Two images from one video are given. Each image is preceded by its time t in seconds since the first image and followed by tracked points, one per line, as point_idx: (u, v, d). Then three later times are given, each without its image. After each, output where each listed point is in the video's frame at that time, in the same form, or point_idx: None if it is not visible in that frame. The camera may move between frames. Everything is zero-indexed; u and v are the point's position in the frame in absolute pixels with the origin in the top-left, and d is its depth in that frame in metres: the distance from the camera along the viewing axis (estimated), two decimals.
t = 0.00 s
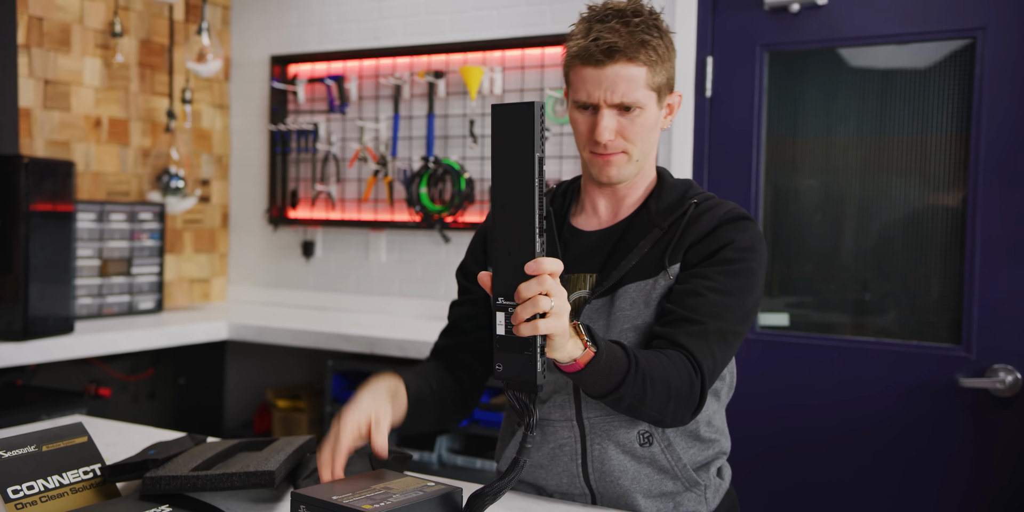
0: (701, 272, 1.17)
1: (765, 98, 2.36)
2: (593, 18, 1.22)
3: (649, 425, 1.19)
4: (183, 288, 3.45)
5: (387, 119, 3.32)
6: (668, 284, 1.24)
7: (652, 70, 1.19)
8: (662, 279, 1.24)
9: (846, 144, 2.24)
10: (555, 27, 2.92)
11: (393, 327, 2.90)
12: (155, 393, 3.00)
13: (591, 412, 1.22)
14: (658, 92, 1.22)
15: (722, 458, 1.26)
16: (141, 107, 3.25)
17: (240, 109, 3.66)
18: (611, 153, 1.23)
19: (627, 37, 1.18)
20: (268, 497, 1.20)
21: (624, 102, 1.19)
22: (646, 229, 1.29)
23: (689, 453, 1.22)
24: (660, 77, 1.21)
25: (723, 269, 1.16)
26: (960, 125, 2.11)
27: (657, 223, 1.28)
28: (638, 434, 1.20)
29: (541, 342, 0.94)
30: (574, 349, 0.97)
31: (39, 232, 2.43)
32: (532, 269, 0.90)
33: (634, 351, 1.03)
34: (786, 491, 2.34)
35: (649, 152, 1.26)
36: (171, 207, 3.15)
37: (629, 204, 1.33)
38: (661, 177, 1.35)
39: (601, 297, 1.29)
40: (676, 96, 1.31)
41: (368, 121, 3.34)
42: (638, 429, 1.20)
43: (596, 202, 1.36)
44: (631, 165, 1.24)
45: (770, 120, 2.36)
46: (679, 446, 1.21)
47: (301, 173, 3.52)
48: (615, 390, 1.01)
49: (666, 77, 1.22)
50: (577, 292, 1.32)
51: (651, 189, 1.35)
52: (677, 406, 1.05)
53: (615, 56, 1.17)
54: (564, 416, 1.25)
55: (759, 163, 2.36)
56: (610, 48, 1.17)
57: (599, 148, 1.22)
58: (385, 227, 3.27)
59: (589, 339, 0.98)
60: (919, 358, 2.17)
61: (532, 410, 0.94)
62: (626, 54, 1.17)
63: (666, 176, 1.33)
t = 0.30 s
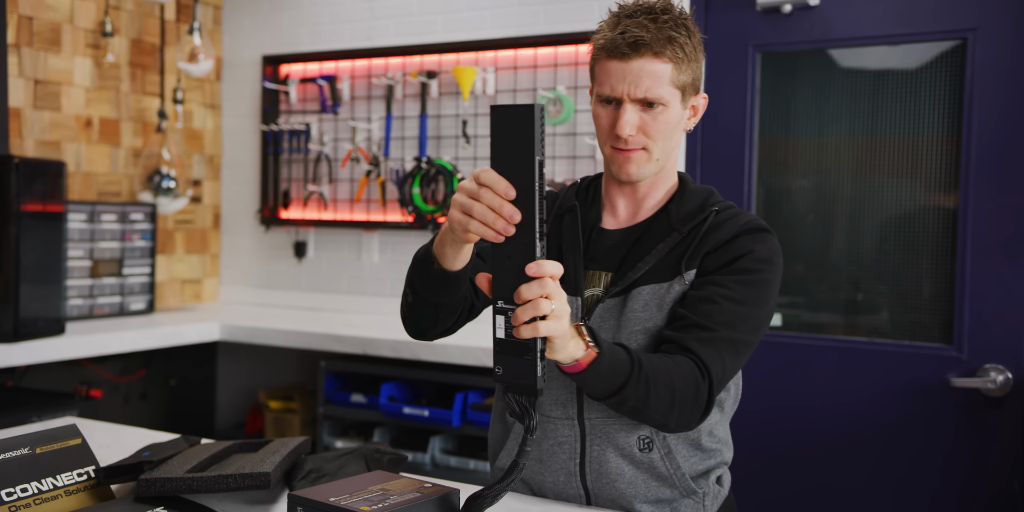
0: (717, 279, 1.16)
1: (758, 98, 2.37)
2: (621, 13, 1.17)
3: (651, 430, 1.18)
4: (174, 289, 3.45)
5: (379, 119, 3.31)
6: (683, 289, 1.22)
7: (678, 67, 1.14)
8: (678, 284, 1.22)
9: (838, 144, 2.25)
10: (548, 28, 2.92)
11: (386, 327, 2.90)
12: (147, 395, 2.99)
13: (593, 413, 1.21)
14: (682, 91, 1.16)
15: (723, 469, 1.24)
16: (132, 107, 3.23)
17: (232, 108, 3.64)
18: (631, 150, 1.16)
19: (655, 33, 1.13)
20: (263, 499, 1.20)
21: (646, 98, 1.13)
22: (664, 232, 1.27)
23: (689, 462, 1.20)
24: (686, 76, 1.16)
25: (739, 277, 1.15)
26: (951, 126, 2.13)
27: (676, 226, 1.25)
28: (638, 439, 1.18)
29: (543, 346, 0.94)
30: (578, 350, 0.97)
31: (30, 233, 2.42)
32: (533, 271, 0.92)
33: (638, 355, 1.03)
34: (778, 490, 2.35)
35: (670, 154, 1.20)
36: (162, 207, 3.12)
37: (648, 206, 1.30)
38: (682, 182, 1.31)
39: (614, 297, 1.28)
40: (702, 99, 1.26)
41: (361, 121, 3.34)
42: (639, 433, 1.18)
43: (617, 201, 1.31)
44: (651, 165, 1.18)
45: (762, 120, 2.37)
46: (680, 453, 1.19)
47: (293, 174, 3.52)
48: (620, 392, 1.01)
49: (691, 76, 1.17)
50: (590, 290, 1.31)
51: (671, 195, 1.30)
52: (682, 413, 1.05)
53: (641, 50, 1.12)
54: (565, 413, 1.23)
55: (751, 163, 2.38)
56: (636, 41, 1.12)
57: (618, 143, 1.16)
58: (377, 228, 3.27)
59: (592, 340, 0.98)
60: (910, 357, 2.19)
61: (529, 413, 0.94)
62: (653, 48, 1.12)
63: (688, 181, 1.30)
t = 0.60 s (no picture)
0: (732, 258, 1.13)
1: (749, 103, 2.38)
2: (635, 14, 1.17)
3: (648, 434, 1.18)
4: (165, 293, 3.45)
5: (371, 123, 3.32)
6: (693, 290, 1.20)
7: (691, 69, 1.14)
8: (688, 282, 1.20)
9: (830, 149, 2.27)
10: (540, 32, 2.93)
11: (379, 332, 2.89)
12: (137, 399, 2.98)
13: (592, 418, 1.21)
14: (694, 93, 1.16)
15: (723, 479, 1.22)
16: (123, 110, 3.22)
17: (224, 112, 3.64)
18: (641, 151, 1.14)
19: (670, 32, 1.13)
20: (256, 504, 1.20)
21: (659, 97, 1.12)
22: (673, 235, 1.26)
23: (686, 469, 1.19)
24: (698, 79, 1.16)
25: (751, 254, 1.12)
26: (942, 130, 2.15)
27: (683, 230, 1.25)
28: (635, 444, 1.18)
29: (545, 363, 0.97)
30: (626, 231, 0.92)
31: (20, 238, 2.41)
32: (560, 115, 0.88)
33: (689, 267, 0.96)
34: (770, 494, 2.36)
35: (680, 157, 1.18)
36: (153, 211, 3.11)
37: (657, 211, 1.26)
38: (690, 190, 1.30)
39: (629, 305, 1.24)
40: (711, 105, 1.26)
41: (353, 125, 3.34)
42: (636, 438, 1.19)
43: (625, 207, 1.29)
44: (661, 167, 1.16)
45: (754, 125, 2.38)
46: (677, 461, 1.18)
47: (285, 178, 3.53)
48: (665, 297, 0.93)
49: (703, 81, 1.17)
50: (600, 295, 1.26)
51: (680, 201, 1.28)
52: (721, 343, 0.97)
53: (656, 48, 1.12)
54: (564, 417, 1.23)
55: (743, 167, 2.38)
56: (650, 40, 1.12)
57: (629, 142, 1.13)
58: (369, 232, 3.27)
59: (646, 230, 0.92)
60: (901, 361, 2.20)
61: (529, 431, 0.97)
62: (666, 48, 1.12)
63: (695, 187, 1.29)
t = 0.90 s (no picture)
0: (729, 263, 1.14)
1: (742, 104, 2.39)
2: (622, 19, 1.18)
3: (641, 437, 1.19)
4: (157, 294, 3.43)
5: (365, 124, 3.31)
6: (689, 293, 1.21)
7: (680, 70, 1.15)
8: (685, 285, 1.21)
9: (822, 151, 2.28)
10: (533, 33, 2.93)
11: (373, 333, 2.89)
12: (130, 400, 2.97)
13: (586, 419, 1.21)
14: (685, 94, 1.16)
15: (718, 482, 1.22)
16: (115, 110, 3.21)
17: (217, 113, 3.63)
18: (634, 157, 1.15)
19: (657, 36, 1.14)
20: (249, 505, 1.20)
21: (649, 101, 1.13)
22: (669, 237, 1.27)
23: (680, 471, 1.19)
24: (688, 80, 1.16)
25: (747, 259, 1.13)
26: (933, 132, 2.16)
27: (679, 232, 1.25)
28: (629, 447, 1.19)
29: (533, 359, 0.97)
30: (622, 248, 0.94)
31: (12, 238, 2.40)
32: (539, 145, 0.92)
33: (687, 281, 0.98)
34: (763, 494, 2.37)
35: (676, 158, 1.19)
36: (146, 211, 3.10)
37: (653, 214, 1.28)
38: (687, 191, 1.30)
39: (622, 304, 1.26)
40: (704, 103, 1.26)
41: (346, 126, 3.33)
42: (630, 440, 1.19)
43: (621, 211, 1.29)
44: (657, 169, 1.16)
45: (747, 126, 2.39)
46: (671, 463, 1.19)
47: (278, 179, 3.52)
48: (659, 310, 0.94)
49: (693, 81, 1.18)
50: (596, 297, 1.27)
51: (676, 203, 1.29)
52: (721, 352, 0.98)
53: (644, 52, 1.13)
54: (559, 418, 1.23)
55: (736, 168, 2.39)
56: (637, 45, 1.13)
57: (623, 147, 1.14)
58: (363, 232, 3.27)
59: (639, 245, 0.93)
60: (893, 362, 2.21)
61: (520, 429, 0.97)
62: (653, 51, 1.13)
63: (691, 187, 1.30)
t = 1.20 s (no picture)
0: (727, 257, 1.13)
1: (738, 103, 2.39)
2: (615, 17, 1.19)
3: (636, 435, 1.19)
4: (153, 292, 3.42)
5: (361, 123, 3.31)
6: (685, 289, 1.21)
7: (674, 68, 1.14)
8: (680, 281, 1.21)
9: (818, 151, 2.28)
10: (529, 32, 2.93)
11: (369, 331, 2.89)
12: (124, 399, 2.96)
13: (580, 417, 1.22)
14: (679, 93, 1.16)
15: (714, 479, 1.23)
16: (110, 109, 3.20)
17: (212, 111, 3.62)
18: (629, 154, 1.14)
19: (651, 33, 1.14)
20: (244, 505, 1.20)
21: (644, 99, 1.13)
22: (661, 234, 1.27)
23: (677, 468, 1.19)
24: (682, 78, 1.16)
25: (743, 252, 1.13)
26: (927, 131, 2.17)
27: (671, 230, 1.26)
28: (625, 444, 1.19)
29: (527, 358, 0.98)
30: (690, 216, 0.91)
31: (5, 237, 2.39)
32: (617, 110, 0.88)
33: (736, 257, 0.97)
34: (758, 493, 2.38)
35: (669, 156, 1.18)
36: (141, 210, 3.08)
37: (644, 213, 1.28)
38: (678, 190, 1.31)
39: (614, 301, 1.25)
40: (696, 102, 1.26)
41: (342, 124, 3.33)
42: (625, 438, 1.19)
43: (614, 209, 1.30)
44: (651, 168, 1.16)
45: (743, 125, 2.39)
46: (666, 461, 1.19)
47: (273, 177, 3.51)
48: (716, 286, 0.94)
49: (687, 80, 1.18)
50: (589, 295, 1.27)
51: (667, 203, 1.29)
52: (758, 330, 0.99)
53: (638, 50, 1.12)
54: (553, 417, 1.23)
55: (731, 168, 2.39)
56: (632, 42, 1.13)
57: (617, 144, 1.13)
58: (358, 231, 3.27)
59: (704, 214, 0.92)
60: (887, 361, 2.22)
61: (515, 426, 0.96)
62: (648, 49, 1.13)
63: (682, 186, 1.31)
